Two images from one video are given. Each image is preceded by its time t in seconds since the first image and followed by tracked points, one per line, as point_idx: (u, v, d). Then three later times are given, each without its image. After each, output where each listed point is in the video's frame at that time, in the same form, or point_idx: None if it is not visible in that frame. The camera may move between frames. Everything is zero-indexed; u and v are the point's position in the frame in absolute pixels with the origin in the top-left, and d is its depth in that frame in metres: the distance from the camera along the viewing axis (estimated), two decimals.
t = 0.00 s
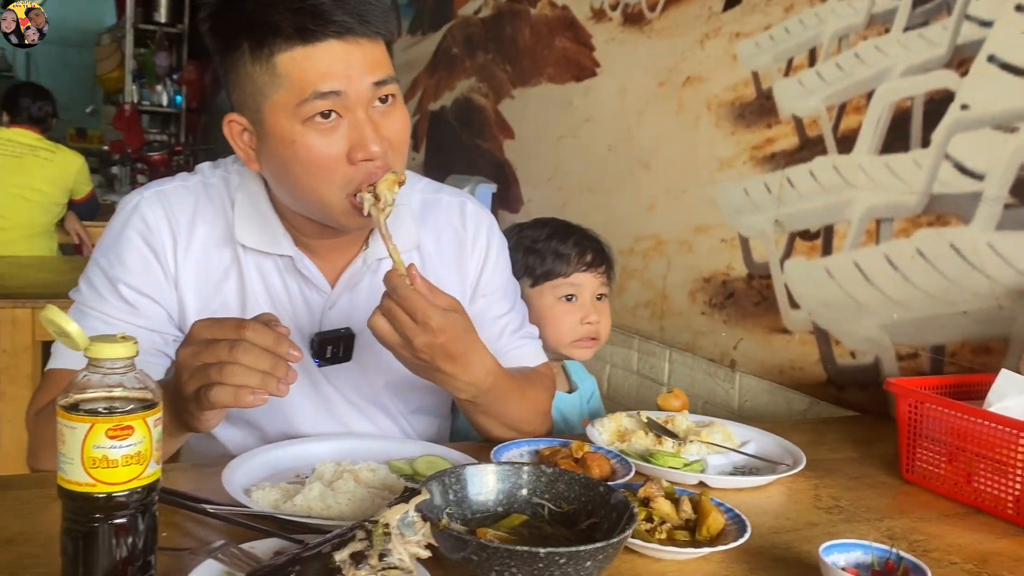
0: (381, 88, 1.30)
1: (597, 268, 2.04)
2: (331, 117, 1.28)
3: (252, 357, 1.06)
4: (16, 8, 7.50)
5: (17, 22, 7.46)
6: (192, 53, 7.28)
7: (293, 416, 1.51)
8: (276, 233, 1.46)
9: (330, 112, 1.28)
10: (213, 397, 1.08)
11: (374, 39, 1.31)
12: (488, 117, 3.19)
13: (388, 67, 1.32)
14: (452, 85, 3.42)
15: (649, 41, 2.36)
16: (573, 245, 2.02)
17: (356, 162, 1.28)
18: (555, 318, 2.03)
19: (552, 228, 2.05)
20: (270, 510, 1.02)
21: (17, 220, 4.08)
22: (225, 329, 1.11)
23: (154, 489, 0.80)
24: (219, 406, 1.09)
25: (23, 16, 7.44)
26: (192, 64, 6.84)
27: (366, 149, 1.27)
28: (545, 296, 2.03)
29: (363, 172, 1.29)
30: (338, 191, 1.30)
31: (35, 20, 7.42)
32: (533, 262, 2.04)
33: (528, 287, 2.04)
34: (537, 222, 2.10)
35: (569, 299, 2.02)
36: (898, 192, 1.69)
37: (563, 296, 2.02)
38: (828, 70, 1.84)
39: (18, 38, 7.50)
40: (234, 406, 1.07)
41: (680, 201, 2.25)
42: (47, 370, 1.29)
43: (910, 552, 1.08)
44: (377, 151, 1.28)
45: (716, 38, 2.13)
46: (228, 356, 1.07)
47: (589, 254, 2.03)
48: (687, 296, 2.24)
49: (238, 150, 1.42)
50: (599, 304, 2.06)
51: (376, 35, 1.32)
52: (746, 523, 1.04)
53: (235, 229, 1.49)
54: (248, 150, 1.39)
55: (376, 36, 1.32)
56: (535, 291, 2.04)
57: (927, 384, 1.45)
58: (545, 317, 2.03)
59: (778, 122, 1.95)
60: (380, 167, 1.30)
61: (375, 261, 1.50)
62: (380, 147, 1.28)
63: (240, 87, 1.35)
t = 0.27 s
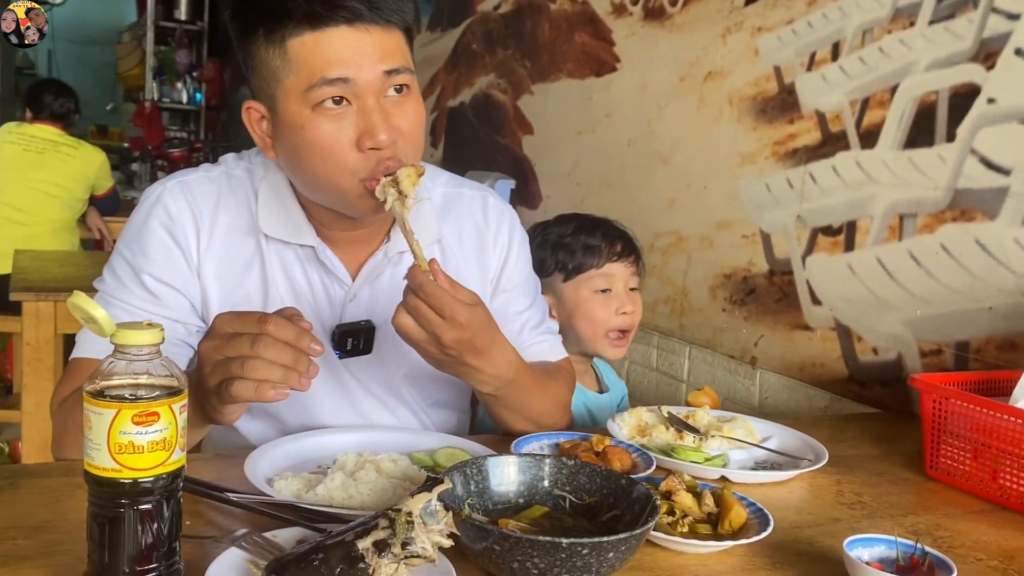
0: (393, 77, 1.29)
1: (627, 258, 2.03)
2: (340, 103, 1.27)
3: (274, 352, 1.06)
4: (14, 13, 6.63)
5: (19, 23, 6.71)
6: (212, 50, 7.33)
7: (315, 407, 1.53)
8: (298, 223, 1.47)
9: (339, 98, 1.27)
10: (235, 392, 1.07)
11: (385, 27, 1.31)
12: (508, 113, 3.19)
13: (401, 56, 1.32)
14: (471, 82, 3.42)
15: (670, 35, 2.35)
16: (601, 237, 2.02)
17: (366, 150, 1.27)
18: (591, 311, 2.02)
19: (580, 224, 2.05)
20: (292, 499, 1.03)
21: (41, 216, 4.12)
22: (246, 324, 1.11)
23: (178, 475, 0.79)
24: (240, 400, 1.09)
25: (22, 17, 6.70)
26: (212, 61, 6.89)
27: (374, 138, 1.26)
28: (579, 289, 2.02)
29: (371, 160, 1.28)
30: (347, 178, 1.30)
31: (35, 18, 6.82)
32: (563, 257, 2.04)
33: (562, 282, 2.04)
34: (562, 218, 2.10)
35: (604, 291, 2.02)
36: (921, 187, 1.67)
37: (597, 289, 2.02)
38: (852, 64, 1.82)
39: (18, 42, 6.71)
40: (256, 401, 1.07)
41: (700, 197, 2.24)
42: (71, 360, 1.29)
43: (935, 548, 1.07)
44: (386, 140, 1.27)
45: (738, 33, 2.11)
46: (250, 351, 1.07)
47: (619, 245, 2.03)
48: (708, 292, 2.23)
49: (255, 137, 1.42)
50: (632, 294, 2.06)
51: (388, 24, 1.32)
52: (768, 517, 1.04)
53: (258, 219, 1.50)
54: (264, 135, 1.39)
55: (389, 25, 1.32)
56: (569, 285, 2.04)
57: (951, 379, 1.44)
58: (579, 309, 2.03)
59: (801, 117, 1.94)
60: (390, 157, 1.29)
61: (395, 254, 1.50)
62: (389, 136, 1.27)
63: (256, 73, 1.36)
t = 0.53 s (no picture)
0: (409, 81, 1.29)
1: (655, 260, 2.02)
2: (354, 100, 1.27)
3: (286, 352, 1.06)
4: (16, 11, 6.24)
5: (18, 22, 6.26)
6: (233, 51, 7.39)
7: (334, 405, 1.54)
8: (318, 220, 1.48)
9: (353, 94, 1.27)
10: (248, 392, 1.08)
11: (406, 29, 1.31)
12: (526, 113, 3.19)
13: (422, 60, 1.32)
14: (490, 82, 3.43)
15: (689, 34, 2.33)
16: (629, 240, 2.00)
17: (373, 150, 1.27)
18: (621, 315, 2.00)
19: (607, 226, 2.05)
20: (312, 498, 1.03)
21: (64, 215, 4.18)
22: (260, 325, 1.11)
23: (199, 475, 0.79)
24: (253, 401, 1.09)
25: (25, 15, 6.25)
26: (233, 62, 6.94)
27: (383, 138, 1.26)
28: (607, 291, 2.01)
29: (377, 160, 1.28)
30: (351, 177, 1.30)
31: (37, 20, 6.34)
32: (591, 260, 2.03)
33: (590, 285, 2.03)
34: (588, 222, 2.09)
35: (632, 293, 2.01)
36: (945, 186, 1.65)
37: (626, 291, 2.00)
38: (874, 62, 1.80)
39: (17, 38, 6.19)
40: (268, 401, 1.07)
41: (719, 196, 2.23)
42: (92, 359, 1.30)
43: (959, 552, 1.06)
44: (394, 142, 1.27)
45: (758, 31, 2.10)
46: (263, 352, 1.07)
47: (646, 247, 2.02)
48: (728, 292, 2.22)
49: (275, 126, 1.44)
50: (660, 296, 2.05)
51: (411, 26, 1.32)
52: (789, 519, 1.03)
53: (277, 217, 1.51)
54: (280, 124, 1.41)
55: (411, 27, 1.32)
56: (597, 288, 2.02)
57: (975, 381, 1.42)
58: (608, 312, 2.01)
59: (822, 116, 1.92)
60: (396, 159, 1.29)
61: (414, 254, 1.51)
62: (397, 138, 1.27)
63: (278, 62, 1.36)
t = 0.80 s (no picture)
0: (441, 88, 1.29)
1: (681, 263, 2.02)
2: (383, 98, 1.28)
3: (314, 356, 1.07)
4: (15, 11, 6.09)
5: (18, 22, 6.09)
6: (257, 53, 7.45)
7: (359, 405, 1.55)
8: (343, 221, 1.49)
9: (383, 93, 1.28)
10: (276, 395, 1.09)
11: (444, 36, 1.31)
12: (549, 113, 3.19)
13: (456, 70, 1.31)
14: (512, 82, 3.43)
15: (713, 33, 2.32)
16: (654, 242, 2.00)
17: (394, 148, 1.28)
18: (645, 318, 1.99)
19: (632, 229, 2.04)
20: (338, 498, 1.04)
21: (91, 217, 4.24)
22: (287, 328, 1.12)
23: (227, 475, 0.80)
24: (281, 404, 1.10)
25: (24, 15, 6.12)
26: (256, 64, 7.00)
27: (406, 138, 1.26)
28: (632, 294, 2.00)
29: (397, 159, 1.29)
30: (369, 170, 1.31)
31: (37, 20, 6.16)
32: (614, 263, 2.02)
33: (614, 289, 2.02)
34: (612, 225, 2.09)
35: (657, 295, 2.00)
36: (973, 185, 1.63)
37: (651, 293, 2.00)
38: (900, 60, 1.78)
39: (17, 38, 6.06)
40: (296, 405, 1.08)
41: (744, 195, 2.21)
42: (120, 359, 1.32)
43: (990, 555, 1.04)
44: (417, 143, 1.27)
45: (783, 30, 2.08)
46: (291, 355, 1.08)
47: (672, 249, 2.01)
48: (752, 292, 2.20)
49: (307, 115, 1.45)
50: (685, 298, 2.04)
51: (450, 35, 1.32)
52: (816, 521, 1.02)
53: (303, 218, 1.53)
54: (311, 113, 1.42)
55: (449, 34, 1.32)
56: (621, 292, 2.02)
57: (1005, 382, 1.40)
58: (633, 315, 2.00)
59: (848, 114, 1.90)
60: (417, 159, 1.29)
61: (437, 254, 1.54)
62: (421, 140, 1.27)
63: (316, 52, 1.38)
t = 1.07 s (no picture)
0: (466, 97, 1.29)
1: (702, 266, 2.01)
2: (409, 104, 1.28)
3: (330, 360, 1.08)
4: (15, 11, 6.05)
5: (18, 22, 6.08)
6: (275, 56, 7.50)
7: (376, 407, 1.55)
8: (363, 224, 1.50)
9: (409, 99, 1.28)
10: (291, 399, 1.09)
11: (471, 45, 1.30)
12: (566, 113, 3.18)
13: (482, 80, 1.31)
14: (529, 82, 3.43)
15: (730, 32, 2.30)
16: (676, 245, 1.98)
17: (416, 154, 1.28)
18: (667, 320, 1.98)
19: (654, 230, 2.02)
20: (355, 497, 1.04)
21: (112, 219, 4.28)
22: (303, 331, 1.12)
23: (244, 474, 0.81)
24: (295, 408, 1.11)
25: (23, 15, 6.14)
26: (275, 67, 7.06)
27: (428, 146, 1.27)
28: (653, 297, 1.99)
29: (418, 165, 1.29)
30: (390, 173, 1.32)
31: (37, 20, 6.20)
32: (636, 265, 2.00)
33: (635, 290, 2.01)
34: (633, 225, 2.07)
35: (679, 299, 1.99)
36: (994, 183, 1.61)
37: (672, 297, 1.99)
38: (920, 57, 1.76)
39: (18, 38, 6.07)
40: (310, 408, 1.09)
41: (762, 195, 2.20)
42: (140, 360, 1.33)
43: (1012, 557, 1.03)
44: (438, 151, 1.27)
45: (801, 28, 2.06)
46: (307, 358, 1.09)
47: (693, 252, 2.01)
48: (771, 292, 2.19)
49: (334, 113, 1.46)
50: (707, 302, 2.03)
51: (478, 44, 1.31)
52: (835, 522, 1.01)
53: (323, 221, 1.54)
54: (339, 111, 1.43)
55: (477, 44, 1.31)
56: (642, 293, 2.00)
57: None
58: (655, 317, 1.99)
59: (867, 112, 1.89)
60: (438, 167, 1.30)
61: (457, 258, 1.54)
62: (442, 149, 1.27)
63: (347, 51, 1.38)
